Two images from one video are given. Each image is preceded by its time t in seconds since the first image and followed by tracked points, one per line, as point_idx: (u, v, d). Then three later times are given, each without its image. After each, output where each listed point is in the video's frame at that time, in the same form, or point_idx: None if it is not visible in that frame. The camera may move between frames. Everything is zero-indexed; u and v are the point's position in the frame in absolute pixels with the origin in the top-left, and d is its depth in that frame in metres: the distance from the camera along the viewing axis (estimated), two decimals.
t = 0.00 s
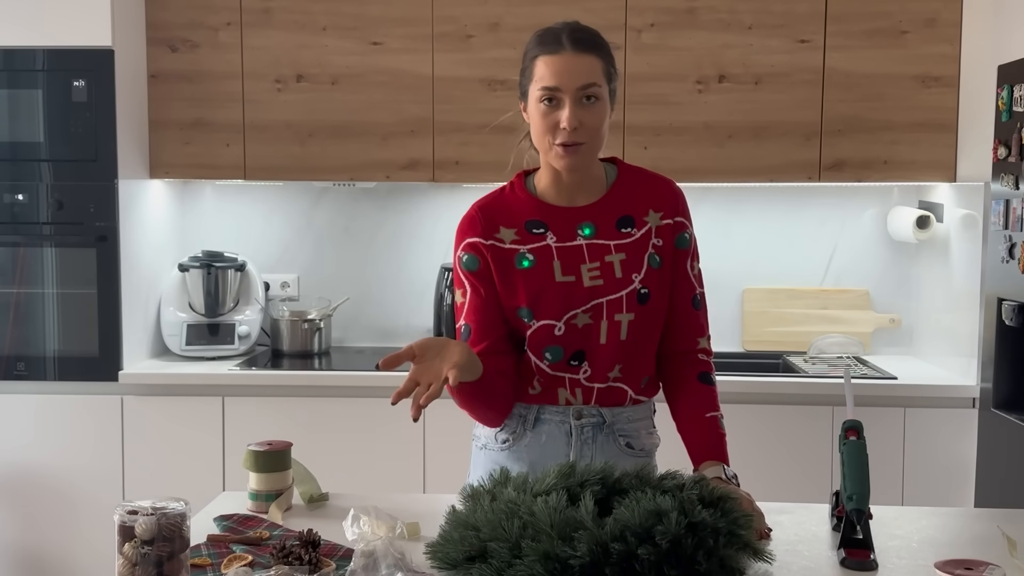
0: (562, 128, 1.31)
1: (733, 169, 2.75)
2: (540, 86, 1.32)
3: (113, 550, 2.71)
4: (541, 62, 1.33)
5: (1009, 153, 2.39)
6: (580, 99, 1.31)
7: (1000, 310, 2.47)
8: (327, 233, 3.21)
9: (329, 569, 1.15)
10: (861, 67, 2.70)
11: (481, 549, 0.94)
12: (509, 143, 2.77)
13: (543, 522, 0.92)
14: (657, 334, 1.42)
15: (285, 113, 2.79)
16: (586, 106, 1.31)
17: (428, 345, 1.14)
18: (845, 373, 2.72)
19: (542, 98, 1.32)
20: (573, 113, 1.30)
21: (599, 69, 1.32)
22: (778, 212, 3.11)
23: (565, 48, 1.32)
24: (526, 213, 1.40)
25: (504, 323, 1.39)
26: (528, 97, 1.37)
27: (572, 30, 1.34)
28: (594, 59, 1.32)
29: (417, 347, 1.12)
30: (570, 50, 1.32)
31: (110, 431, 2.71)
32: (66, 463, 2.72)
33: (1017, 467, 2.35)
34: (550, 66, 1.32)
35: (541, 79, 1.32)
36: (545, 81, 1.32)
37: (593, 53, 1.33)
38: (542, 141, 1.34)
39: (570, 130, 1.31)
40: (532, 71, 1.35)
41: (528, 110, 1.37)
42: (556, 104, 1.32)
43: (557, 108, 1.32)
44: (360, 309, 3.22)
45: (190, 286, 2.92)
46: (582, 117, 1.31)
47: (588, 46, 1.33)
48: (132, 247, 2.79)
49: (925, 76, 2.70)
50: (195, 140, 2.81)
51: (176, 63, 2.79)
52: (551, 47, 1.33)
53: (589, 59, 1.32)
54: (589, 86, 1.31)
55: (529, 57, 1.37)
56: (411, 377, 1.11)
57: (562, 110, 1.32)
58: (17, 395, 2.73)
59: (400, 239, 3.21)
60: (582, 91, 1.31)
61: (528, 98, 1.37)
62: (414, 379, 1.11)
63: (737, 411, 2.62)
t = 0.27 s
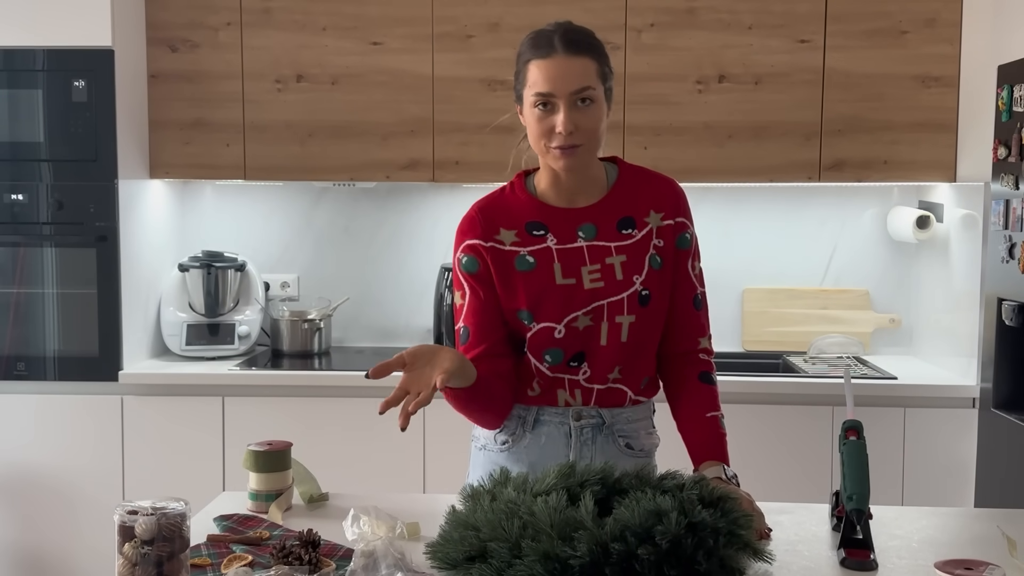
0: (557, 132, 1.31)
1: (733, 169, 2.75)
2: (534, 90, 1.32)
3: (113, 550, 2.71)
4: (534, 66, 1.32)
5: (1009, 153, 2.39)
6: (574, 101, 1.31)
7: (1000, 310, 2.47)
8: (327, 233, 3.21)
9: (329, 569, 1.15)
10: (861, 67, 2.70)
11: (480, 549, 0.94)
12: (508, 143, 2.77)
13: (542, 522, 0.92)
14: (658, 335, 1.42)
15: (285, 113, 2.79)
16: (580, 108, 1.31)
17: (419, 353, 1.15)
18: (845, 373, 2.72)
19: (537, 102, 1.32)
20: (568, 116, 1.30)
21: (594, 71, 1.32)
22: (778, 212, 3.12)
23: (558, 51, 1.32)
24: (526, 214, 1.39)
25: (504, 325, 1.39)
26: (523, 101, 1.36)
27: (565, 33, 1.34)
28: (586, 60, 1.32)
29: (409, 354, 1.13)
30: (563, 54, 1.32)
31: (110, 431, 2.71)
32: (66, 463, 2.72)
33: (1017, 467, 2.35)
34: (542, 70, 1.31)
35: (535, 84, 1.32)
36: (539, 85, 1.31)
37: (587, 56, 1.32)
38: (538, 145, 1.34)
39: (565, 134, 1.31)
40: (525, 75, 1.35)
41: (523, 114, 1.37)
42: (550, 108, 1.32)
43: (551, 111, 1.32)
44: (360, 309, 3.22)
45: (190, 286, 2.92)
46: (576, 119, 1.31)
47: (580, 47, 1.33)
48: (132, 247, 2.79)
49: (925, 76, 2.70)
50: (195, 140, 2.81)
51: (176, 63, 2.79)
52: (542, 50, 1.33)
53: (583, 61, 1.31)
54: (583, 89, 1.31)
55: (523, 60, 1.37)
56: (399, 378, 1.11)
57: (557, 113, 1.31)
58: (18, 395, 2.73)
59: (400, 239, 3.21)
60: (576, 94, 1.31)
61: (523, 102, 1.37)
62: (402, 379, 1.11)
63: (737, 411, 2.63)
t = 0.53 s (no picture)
0: (538, 127, 1.31)
1: (733, 169, 2.75)
2: (510, 91, 1.33)
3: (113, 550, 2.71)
4: (507, 68, 1.34)
5: (1009, 153, 2.39)
6: (549, 95, 1.31)
7: (1000, 310, 2.47)
8: (327, 233, 3.21)
9: (329, 569, 1.15)
10: (861, 67, 2.70)
11: (480, 548, 0.94)
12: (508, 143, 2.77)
13: (542, 522, 0.92)
14: (661, 338, 1.42)
15: (285, 113, 2.80)
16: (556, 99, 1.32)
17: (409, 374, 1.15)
18: (844, 373, 2.72)
19: (515, 103, 1.33)
20: (545, 110, 1.31)
21: (564, 61, 1.32)
22: (778, 212, 3.12)
23: (526, 48, 1.33)
24: (529, 220, 1.39)
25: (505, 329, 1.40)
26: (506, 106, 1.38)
27: (533, 29, 1.35)
28: (555, 52, 1.33)
29: (399, 375, 1.13)
30: (531, 49, 1.33)
31: (110, 431, 2.71)
32: (66, 463, 2.72)
33: (1017, 467, 2.35)
34: (514, 69, 1.33)
35: (509, 85, 1.33)
36: (513, 85, 1.33)
37: (555, 47, 1.33)
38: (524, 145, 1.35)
39: (545, 128, 1.31)
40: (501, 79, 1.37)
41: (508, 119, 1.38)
42: (528, 105, 1.33)
43: (528, 109, 1.33)
44: (360, 309, 3.22)
45: (190, 286, 2.92)
46: (552, 111, 1.31)
47: (548, 40, 1.34)
48: (132, 247, 2.79)
49: (925, 76, 2.70)
50: (196, 140, 2.81)
51: (176, 63, 2.80)
52: (512, 51, 1.35)
53: (551, 53, 1.32)
54: (555, 80, 1.31)
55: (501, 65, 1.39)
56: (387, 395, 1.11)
57: (534, 110, 1.32)
58: (18, 395, 2.73)
59: (400, 239, 3.21)
60: (549, 86, 1.31)
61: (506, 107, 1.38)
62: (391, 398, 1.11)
63: (737, 411, 2.63)
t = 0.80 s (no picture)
0: (545, 115, 1.31)
1: (733, 169, 2.75)
2: (517, 80, 1.33)
3: (113, 550, 2.71)
4: (515, 58, 1.34)
5: (1009, 153, 2.39)
6: (557, 84, 1.32)
7: (1000, 310, 2.47)
8: (327, 233, 3.21)
9: (329, 569, 1.15)
10: (861, 67, 2.70)
11: (481, 548, 0.94)
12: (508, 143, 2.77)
13: (542, 522, 0.92)
14: (660, 340, 1.42)
15: (285, 113, 2.80)
16: (565, 89, 1.32)
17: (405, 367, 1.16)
18: (844, 373, 2.72)
19: (522, 91, 1.33)
20: (553, 98, 1.31)
21: (572, 53, 1.33)
22: (778, 212, 3.12)
23: (534, 40, 1.34)
24: (528, 223, 1.39)
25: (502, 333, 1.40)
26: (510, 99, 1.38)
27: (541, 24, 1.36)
28: (565, 44, 1.34)
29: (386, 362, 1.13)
30: (540, 41, 1.34)
31: (110, 431, 2.71)
32: (66, 463, 2.72)
33: (1017, 467, 2.35)
34: (523, 58, 1.33)
35: (517, 74, 1.33)
36: (521, 74, 1.33)
37: (563, 40, 1.34)
38: (529, 135, 1.34)
39: (553, 115, 1.31)
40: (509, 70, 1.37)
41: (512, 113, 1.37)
42: (535, 93, 1.32)
43: (536, 97, 1.32)
44: (360, 309, 3.22)
45: (190, 286, 2.92)
46: (561, 99, 1.31)
47: (558, 34, 1.35)
48: (132, 246, 2.79)
49: (925, 76, 2.70)
50: (196, 140, 2.81)
51: (176, 63, 2.80)
52: (521, 43, 1.35)
53: (560, 45, 1.33)
54: (564, 69, 1.32)
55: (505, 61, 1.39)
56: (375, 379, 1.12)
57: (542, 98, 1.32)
58: (18, 395, 2.73)
59: (400, 239, 3.21)
60: (558, 75, 1.32)
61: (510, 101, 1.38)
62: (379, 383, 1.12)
63: (737, 412, 2.63)
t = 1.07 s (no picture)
0: (564, 112, 1.31)
1: (733, 169, 2.75)
2: (538, 74, 1.33)
3: (113, 551, 2.71)
4: (537, 53, 1.34)
5: (1009, 153, 2.39)
6: (579, 83, 1.32)
7: (1000, 309, 2.47)
8: (327, 233, 3.21)
9: (329, 569, 1.15)
10: (861, 67, 2.70)
11: (481, 548, 0.94)
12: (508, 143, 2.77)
13: (542, 522, 0.92)
14: (659, 343, 1.42)
15: (285, 113, 2.80)
16: (586, 88, 1.32)
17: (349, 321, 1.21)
18: (844, 373, 2.72)
19: (543, 86, 1.32)
20: (574, 97, 1.30)
21: (595, 54, 1.33)
22: (778, 212, 3.12)
23: (559, 37, 1.34)
24: (527, 223, 1.39)
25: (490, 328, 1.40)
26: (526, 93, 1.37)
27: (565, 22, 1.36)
28: (588, 44, 1.34)
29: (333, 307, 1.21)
30: (565, 38, 1.34)
31: (110, 431, 2.71)
32: (66, 463, 2.72)
33: (1017, 467, 2.35)
34: (545, 53, 1.33)
35: (539, 68, 1.33)
36: (543, 69, 1.32)
37: (587, 40, 1.34)
38: (543, 131, 1.33)
39: (572, 113, 1.30)
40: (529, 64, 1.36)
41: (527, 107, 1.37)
42: (555, 90, 1.32)
43: (556, 94, 1.32)
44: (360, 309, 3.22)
45: (190, 286, 2.92)
46: (582, 99, 1.31)
47: (580, 34, 1.35)
48: (133, 247, 2.79)
49: (925, 76, 2.70)
50: (196, 140, 2.81)
51: (176, 63, 2.80)
52: (544, 38, 1.35)
53: (584, 45, 1.33)
54: (587, 69, 1.32)
55: (525, 55, 1.39)
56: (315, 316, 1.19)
57: (562, 95, 1.32)
58: (18, 395, 2.73)
59: (400, 239, 3.21)
60: (580, 74, 1.32)
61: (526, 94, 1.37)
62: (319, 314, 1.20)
63: (737, 412, 2.63)
